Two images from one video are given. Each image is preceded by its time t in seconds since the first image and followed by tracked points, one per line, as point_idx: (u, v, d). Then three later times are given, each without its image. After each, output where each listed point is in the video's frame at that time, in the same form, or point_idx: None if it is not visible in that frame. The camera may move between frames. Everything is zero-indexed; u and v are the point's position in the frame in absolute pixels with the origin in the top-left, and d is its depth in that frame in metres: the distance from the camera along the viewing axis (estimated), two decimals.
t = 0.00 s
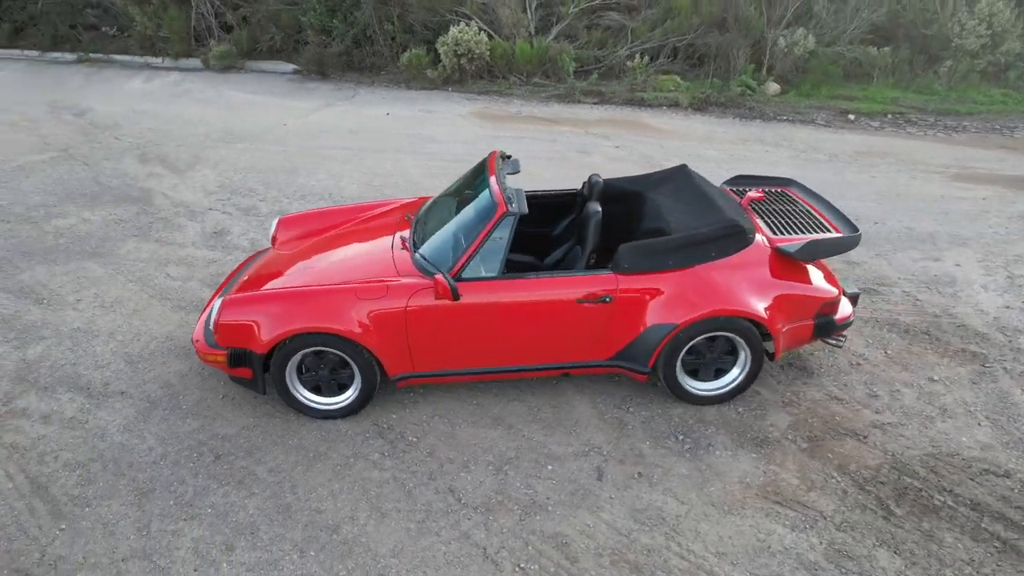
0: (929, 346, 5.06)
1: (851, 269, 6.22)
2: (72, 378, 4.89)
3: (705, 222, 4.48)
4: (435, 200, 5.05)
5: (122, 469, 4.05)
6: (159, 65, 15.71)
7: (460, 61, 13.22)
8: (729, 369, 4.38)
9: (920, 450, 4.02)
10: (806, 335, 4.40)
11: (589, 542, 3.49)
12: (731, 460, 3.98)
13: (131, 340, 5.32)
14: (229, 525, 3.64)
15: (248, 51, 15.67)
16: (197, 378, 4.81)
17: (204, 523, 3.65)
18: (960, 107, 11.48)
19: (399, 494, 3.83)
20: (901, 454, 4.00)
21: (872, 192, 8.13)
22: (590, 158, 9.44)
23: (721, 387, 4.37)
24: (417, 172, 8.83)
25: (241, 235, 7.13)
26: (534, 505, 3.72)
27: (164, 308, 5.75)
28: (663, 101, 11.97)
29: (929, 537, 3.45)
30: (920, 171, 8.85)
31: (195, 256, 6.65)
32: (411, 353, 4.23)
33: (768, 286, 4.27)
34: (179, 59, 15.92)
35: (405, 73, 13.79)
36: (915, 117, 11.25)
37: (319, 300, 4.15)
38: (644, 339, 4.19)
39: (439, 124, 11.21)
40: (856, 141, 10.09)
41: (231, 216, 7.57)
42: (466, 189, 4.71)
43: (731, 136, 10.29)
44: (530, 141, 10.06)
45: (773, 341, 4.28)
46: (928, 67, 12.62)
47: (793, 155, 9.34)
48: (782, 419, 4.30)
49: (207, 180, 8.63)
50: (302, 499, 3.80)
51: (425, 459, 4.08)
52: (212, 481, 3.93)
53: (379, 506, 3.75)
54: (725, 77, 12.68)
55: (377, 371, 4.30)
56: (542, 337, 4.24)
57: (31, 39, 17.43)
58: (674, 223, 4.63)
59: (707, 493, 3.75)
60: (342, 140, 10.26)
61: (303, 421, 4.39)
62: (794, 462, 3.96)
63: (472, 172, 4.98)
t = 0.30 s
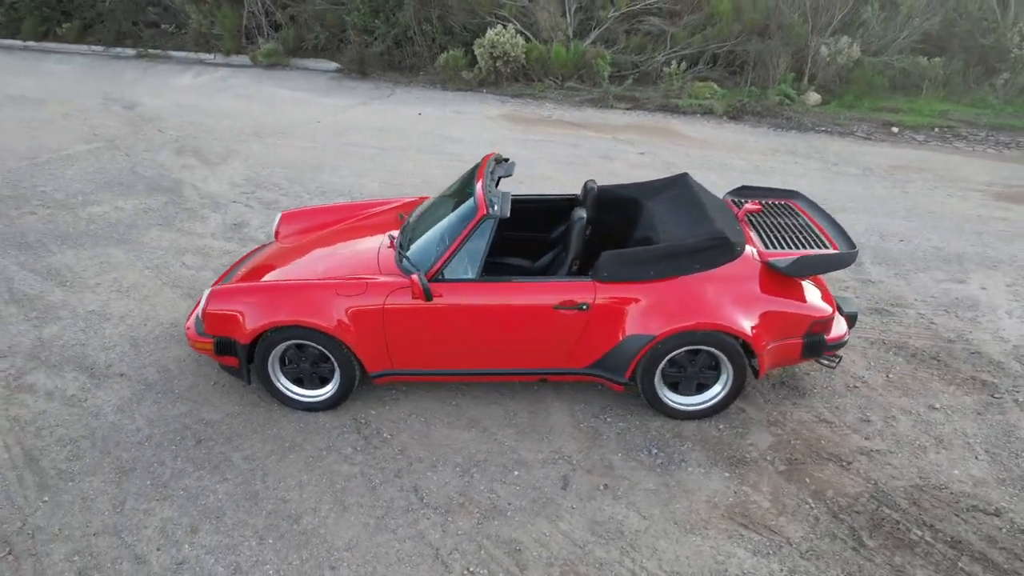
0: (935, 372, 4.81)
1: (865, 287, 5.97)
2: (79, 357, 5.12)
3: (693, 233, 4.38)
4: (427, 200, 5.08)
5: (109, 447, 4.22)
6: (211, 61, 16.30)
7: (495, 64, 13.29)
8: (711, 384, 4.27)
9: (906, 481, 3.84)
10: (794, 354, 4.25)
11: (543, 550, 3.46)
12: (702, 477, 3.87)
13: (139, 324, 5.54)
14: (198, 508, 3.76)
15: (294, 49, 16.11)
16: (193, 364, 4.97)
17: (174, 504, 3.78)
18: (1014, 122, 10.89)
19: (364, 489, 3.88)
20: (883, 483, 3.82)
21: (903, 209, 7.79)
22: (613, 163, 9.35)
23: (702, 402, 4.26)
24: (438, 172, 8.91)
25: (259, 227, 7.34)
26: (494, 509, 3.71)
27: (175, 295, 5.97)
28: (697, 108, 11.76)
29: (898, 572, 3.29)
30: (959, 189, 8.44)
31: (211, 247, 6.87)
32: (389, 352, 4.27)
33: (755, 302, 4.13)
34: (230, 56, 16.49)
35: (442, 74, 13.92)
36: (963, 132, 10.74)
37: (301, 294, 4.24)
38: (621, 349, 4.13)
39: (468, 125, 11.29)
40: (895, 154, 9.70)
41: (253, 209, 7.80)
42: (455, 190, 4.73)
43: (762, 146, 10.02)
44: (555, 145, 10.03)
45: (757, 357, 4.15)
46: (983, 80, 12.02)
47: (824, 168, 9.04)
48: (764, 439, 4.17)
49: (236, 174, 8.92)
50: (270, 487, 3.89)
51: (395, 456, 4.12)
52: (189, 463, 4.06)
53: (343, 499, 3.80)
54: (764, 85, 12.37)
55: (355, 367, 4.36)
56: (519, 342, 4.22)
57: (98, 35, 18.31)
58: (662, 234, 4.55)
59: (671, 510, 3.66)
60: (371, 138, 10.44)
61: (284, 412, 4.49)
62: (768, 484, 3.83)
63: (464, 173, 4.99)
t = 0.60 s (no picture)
0: (937, 397, 4.57)
1: (879, 305, 5.71)
2: (90, 334, 5.39)
3: (678, 241, 4.29)
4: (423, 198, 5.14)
5: (102, 420, 4.43)
6: (263, 56, 16.85)
7: (534, 64, 13.29)
8: (688, 396, 4.18)
9: (882, 509, 3.66)
10: (777, 370, 4.12)
11: (492, 550, 3.46)
12: (667, 490, 3.79)
13: (151, 306, 5.79)
14: (171, 484, 3.91)
15: (342, 45, 16.48)
16: (192, 346, 5.16)
17: (150, 479, 3.94)
18: None
19: (330, 477, 3.95)
20: (857, 510, 3.66)
21: (937, 225, 7.42)
22: (638, 167, 9.22)
23: (677, 413, 4.17)
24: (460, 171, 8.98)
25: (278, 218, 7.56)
26: (451, 506, 3.73)
27: (188, 280, 6.21)
28: (735, 113, 11.47)
29: None
30: (1003, 206, 7.97)
31: (231, 235, 7.12)
32: (368, 345, 4.34)
33: (737, 315, 4.01)
34: (281, 51, 17.01)
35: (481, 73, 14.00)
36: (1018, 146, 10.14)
37: (285, 283, 4.35)
38: (595, 355, 4.08)
39: (499, 124, 11.32)
40: (939, 168, 9.24)
41: (276, 200, 8.04)
42: (446, 189, 4.78)
43: (796, 154, 9.71)
44: (582, 147, 9.97)
45: (736, 372, 4.03)
46: None
47: (858, 179, 8.69)
48: (739, 454, 4.05)
49: (266, 165, 9.21)
50: (242, 469, 4.01)
51: (366, 447, 4.18)
52: (172, 441, 4.23)
53: (307, 486, 3.89)
54: (808, 91, 11.96)
55: (336, 358, 4.45)
56: (494, 342, 4.22)
57: (162, 29, 19.17)
58: (649, 240, 4.46)
59: (628, 520, 3.60)
60: (401, 135, 10.60)
61: (268, 397, 4.62)
62: (734, 502, 3.72)
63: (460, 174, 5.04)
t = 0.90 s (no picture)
0: (935, 424, 4.34)
1: (891, 324, 5.45)
2: (107, 310, 5.69)
3: (661, 246, 4.22)
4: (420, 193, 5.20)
5: (102, 391, 4.67)
6: (315, 50, 17.33)
7: (573, 64, 13.20)
8: (663, 405, 4.10)
9: (851, 536, 3.51)
10: (757, 384, 4.00)
11: (442, 544, 3.49)
12: (628, 498, 3.73)
13: (166, 286, 6.06)
14: (153, 455, 4.09)
15: (390, 41, 16.79)
16: (195, 326, 5.38)
17: (134, 450, 4.13)
18: None
19: (301, 460, 4.06)
20: (824, 534, 3.52)
21: (972, 243, 7.02)
22: (665, 171, 9.05)
23: (650, 422, 4.10)
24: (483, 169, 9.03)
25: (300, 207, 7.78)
26: (411, 497, 3.78)
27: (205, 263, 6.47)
28: (775, 119, 11.12)
29: None
30: None
31: (252, 222, 7.37)
32: (350, 334, 4.44)
33: (714, 325, 3.91)
34: (332, 45, 17.46)
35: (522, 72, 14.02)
36: None
37: (275, 271, 4.48)
38: (568, 358, 4.06)
39: (532, 123, 11.32)
40: (987, 183, 8.73)
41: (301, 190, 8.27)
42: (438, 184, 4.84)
43: (833, 164, 9.35)
44: (611, 149, 9.87)
45: (710, 384, 3.93)
46: None
47: (895, 192, 8.31)
48: (710, 468, 3.95)
49: (298, 156, 9.48)
50: (220, 446, 4.16)
51: (340, 434, 4.27)
52: (161, 415, 4.42)
53: (278, 467, 4.00)
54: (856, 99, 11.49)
55: (321, 346, 4.56)
56: (471, 339, 4.25)
57: (224, 22, 19.95)
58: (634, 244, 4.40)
59: (582, 526, 3.57)
60: (433, 131, 10.72)
61: (257, 379, 4.77)
62: (695, 515, 3.63)
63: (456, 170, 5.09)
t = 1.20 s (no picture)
0: (935, 454, 4.09)
1: (908, 346, 5.17)
2: (133, 285, 6.02)
3: (648, 251, 4.16)
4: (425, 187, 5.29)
5: (115, 360, 4.96)
6: (373, 44, 17.74)
7: (621, 65, 13.02)
8: (640, 413, 4.03)
9: (817, 563, 3.37)
10: (738, 399, 3.88)
11: (399, 532, 3.54)
12: (592, 504, 3.69)
13: (190, 265, 6.35)
14: (148, 424, 4.32)
15: (445, 38, 16.99)
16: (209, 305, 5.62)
17: (132, 418, 4.37)
18: None
19: (282, 439, 4.20)
20: (790, 559, 3.39)
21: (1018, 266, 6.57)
22: (697, 176, 8.84)
23: (626, 429, 4.04)
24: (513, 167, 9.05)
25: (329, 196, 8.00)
26: (378, 484, 3.85)
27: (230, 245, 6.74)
28: (825, 128, 10.67)
29: None
30: None
31: (281, 209, 7.63)
32: (341, 321, 4.55)
33: (695, 334, 3.81)
34: (390, 40, 17.82)
35: (570, 71, 13.95)
36: None
37: (274, 256, 4.64)
38: (546, 358, 4.04)
39: (572, 123, 11.24)
40: None
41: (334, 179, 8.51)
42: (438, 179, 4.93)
43: (880, 176, 8.91)
44: (646, 152, 9.70)
45: (688, 394, 3.84)
46: None
47: (942, 208, 7.85)
48: (683, 480, 3.85)
49: (336, 147, 9.75)
50: (210, 420, 4.35)
51: (323, 417, 4.39)
52: (162, 387, 4.65)
53: (260, 444, 4.15)
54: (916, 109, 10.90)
55: (314, 331, 4.70)
56: (454, 333, 4.29)
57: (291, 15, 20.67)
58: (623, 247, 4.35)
59: (540, 527, 3.55)
60: (471, 127, 10.81)
61: (256, 359, 4.95)
62: (657, 527, 3.56)
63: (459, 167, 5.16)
